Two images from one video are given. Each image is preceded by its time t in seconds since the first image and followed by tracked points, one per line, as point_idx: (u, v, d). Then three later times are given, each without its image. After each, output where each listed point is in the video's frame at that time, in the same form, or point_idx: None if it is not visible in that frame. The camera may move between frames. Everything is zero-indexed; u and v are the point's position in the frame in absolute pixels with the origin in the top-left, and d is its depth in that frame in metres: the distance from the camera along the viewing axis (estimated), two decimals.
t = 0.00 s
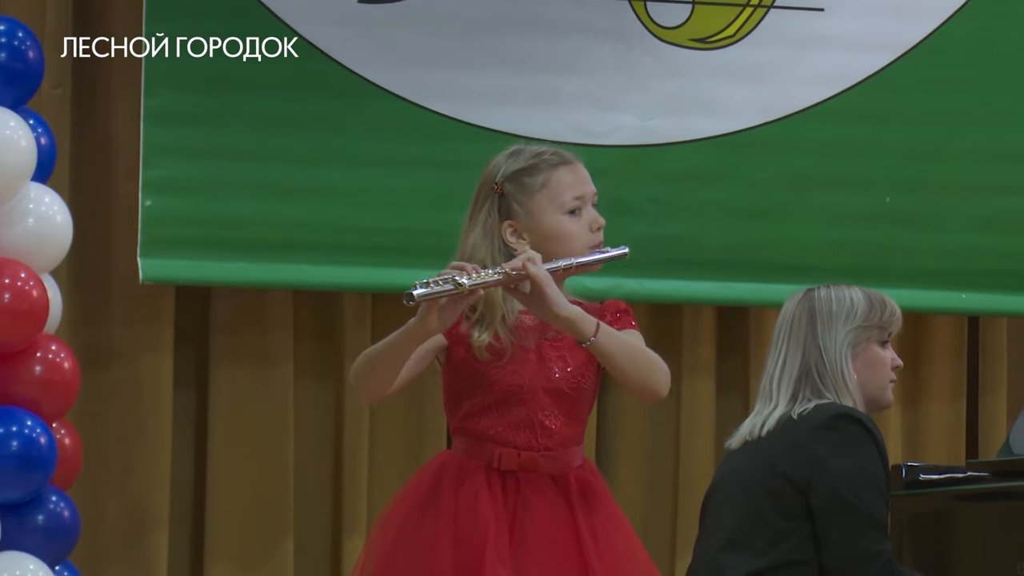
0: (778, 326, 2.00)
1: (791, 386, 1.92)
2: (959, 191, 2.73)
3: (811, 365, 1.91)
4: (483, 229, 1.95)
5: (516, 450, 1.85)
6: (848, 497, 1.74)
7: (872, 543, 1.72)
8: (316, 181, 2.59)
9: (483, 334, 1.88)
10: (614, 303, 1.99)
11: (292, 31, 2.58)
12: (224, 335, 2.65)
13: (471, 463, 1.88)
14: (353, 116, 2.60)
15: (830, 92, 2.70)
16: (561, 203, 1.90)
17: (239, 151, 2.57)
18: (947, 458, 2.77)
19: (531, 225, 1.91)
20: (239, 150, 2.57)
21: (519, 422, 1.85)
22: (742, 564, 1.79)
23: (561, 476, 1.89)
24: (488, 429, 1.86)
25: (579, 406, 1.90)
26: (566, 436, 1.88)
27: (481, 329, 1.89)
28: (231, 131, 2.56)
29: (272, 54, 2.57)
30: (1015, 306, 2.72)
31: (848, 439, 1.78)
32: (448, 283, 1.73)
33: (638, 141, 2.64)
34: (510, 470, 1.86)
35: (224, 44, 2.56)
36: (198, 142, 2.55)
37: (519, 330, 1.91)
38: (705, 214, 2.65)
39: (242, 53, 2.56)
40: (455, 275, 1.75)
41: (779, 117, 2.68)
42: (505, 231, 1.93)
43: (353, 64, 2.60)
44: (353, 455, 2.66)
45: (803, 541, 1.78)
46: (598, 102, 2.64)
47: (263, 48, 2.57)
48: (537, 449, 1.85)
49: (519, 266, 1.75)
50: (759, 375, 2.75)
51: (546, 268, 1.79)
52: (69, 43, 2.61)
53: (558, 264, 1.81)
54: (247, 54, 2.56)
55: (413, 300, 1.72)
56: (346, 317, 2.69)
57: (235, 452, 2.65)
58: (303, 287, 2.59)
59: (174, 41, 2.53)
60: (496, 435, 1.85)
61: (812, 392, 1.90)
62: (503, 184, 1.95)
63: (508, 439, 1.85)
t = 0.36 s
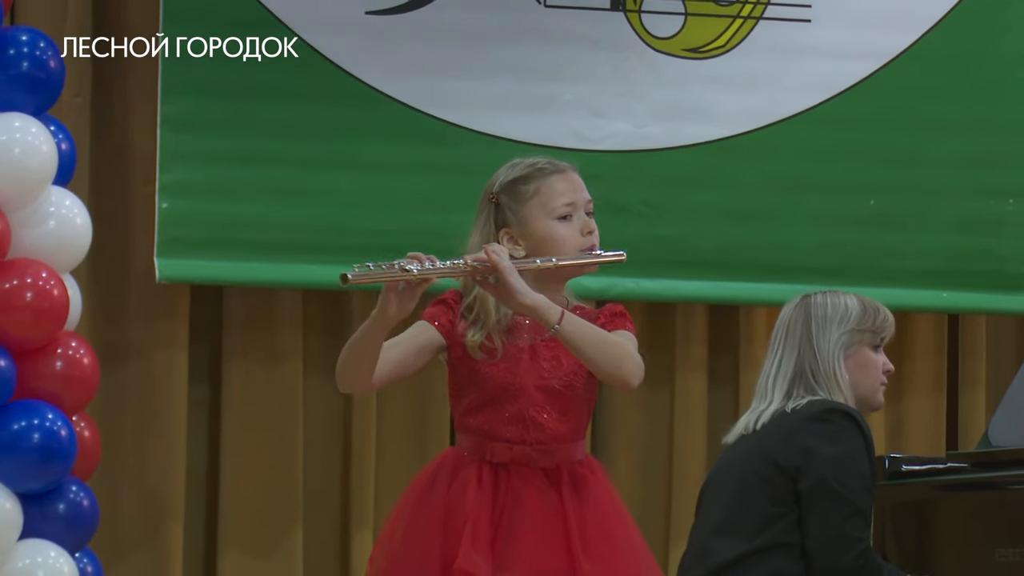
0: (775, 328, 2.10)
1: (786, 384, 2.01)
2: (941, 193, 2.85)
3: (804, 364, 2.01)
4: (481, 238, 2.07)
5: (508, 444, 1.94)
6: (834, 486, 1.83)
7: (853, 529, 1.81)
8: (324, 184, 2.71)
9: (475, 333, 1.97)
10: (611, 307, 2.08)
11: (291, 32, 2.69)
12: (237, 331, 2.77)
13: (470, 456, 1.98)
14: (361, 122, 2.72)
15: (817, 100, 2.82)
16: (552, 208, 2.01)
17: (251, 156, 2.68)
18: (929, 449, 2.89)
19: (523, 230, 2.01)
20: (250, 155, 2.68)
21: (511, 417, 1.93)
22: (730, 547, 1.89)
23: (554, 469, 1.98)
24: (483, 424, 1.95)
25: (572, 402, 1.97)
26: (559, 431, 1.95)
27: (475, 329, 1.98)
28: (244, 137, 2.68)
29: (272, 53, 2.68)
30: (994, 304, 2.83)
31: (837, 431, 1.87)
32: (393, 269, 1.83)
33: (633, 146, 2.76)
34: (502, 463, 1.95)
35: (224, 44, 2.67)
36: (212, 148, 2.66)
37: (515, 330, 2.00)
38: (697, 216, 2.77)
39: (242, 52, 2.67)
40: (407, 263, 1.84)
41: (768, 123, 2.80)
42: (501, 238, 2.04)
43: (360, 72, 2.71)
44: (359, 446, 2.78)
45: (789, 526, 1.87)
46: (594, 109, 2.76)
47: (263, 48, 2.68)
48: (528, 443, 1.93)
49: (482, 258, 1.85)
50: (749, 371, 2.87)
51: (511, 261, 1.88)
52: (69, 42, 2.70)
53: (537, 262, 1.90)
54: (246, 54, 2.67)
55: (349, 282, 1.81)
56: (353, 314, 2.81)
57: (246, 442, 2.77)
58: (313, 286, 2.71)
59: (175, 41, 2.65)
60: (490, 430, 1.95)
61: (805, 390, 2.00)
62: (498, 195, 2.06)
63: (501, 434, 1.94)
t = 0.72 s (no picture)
0: (773, 327, 2.22)
1: (781, 380, 2.15)
2: (924, 197, 2.97)
3: (799, 363, 2.14)
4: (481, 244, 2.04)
5: (501, 436, 1.85)
6: (823, 476, 1.97)
7: (839, 515, 1.97)
8: (333, 188, 2.83)
9: (470, 333, 1.91)
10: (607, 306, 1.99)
11: (291, 32, 2.81)
12: (249, 328, 2.89)
13: (466, 447, 1.89)
14: (367, 128, 2.84)
15: (806, 107, 2.94)
16: (541, 209, 1.97)
17: (262, 160, 2.81)
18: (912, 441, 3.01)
19: (515, 231, 1.98)
20: (263, 160, 2.81)
21: (504, 409, 1.85)
22: (718, 534, 2.05)
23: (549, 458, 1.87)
24: (478, 418, 1.88)
25: (568, 396, 1.88)
26: (553, 425, 1.86)
27: (471, 328, 1.92)
28: (256, 143, 2.80)
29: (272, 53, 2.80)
30: (975, 302, 2.96)
31: (827, 424, 2.01)
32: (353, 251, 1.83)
33: (628, 151, 2.88)
34: (497, 454, 1.86)
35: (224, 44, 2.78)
36: (226, 153, 2.79)
37: (512, 328, 1.92)
38: (689, 218, 2.90)
39: (243, 52, 2.79)
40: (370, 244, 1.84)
41: (757, 129, 2.92)
42: (498, 242, 2.01)
43: (366, 81, 2.83)
44: (365, 438, 2.90)
45: (778, 514, 2.03)
46: (591, 116, 2.88)
47: (263, 48, 2.80)
48: (522, 434, 1.84)
49: (451, 244, 1.81)
50: (739, 366, 2.99)
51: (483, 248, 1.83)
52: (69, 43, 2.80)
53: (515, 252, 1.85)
54: (247, 54, 2.79)
55: (303, 260, 1.84)
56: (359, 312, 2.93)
57: (257, 434, 2.89)
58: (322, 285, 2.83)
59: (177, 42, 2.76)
60: (485, 422, 1.87)
61: (799, 387, 2.13)
62: (493, 201, 2.04)
63: (494, 426, 1.86)
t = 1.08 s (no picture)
0: (772, 325, 2.37)
1: (777, 376, 2.29)
2: (907, 200, 3.10)
3: (795, 361, 2.29)
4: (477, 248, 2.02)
5: (503, 426, 1.86)
6: (814, 466, 2.11)
7: (829, 503, 2.10)
8: (341, 192, 2.95)
9: (469, 329, 1.91)
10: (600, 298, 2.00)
11: (291, 33, 2.93)
12: (260, 325, 3.02)
13: (469, 438, 1.90)
14: (373, 134, 2.96)
15: (794, 114, 3.07)
16: (535, 201, 1.96)
17: (273, 165, 2.93)
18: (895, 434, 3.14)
19: (510, 228, 1.96)
20: (273, 165, 2.93)
21: (503, 400, 1.86)
22: (712, 521, 2.18)
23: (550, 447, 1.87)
24: (479, 410, 1.89)
25: (566, 384, 1.88)
26: (552, 413, 1.86)
27: (471, 324, 1.92)
28: (267, 148, 2.93)
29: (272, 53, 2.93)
30: (956, 302, 3.09)
31: (819, 418, 2.15)
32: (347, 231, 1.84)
33: (624, 156, 3.00)
34: (499, 444, 1.87)
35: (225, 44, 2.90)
36: (239, 158, 2.91)
37: (510, 319, 1.92)
38: (682, 220, 3.02)
39: (242, 52, 2.91)
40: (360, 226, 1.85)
41: (748, 135, 3.05)
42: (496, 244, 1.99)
43: (372, 89, 2.96)
44: (370, 431, 3.03)
45: (771, 502, 2.16)
46: (588, 122, 3.00)
47: (263, 46, 2.92)
48: (522, 424, 1.85)
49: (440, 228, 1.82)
50: (729, 363, 3.12)
51: (472, 231, 1.84)
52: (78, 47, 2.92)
53: (509, 239, 1.85)
54: (247, 53, 2.91)
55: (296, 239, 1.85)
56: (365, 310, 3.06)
57: (268, 428, 3.02)
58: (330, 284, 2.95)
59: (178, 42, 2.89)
60: (486, 413, 1.88)
61: (792, 383, 2.28)
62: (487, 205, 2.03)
63: (495, 417, 1.87)
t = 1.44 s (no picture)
0: (774, 320, 2.49)
1: (777, 372, 2.42)
2: (892, 203, 3.22)
3: (796, 361, 2.42)
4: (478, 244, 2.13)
5: (511, 418, 1.97)
6: (811, 465, 2.26)
7: (828, 500, 2.25)
8: (349, 195, 3.08)
9: (477, 327, 2.00)
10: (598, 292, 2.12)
11: (291, 34, 3.05)
12: (271, 324, 3.14)
13: (477, 429, 2.01)
14: (380, 140, 3.09)
15: (783, 120, 3.19)
16: (534, 202, 2.07)
17: (283, 169, 3.06)
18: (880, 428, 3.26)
19: (509, 227, 2.07)
20: (283, 169, 3.06)
21: (512, 393, 1.96)
22: (705, 513, 2.34)
23: (555, 439, 1.99)
24: (487, 402, 1.99)
25: (571, 377, 1.98)
26: (558, 405, 1.97)
27: (478, 321, 2.02)
28: (278, 153, 3.05)
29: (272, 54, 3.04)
30: (938, 300, 3.22)
31: (809, 415, 2.30)
32: (376, 252, 1.91)
33: (620, 160, 3.13)
34: (507, 436, 1.98)
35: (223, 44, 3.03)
36: (251, 162, 3.04)
37: (515, 316, 2.02)
38: (676, 222, 3.15)
39: (242, 52, 3.02)
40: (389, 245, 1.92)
41: (739, 140, 3.17)
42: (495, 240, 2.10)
43: (378, 96, 3.08)
44: (377, 427, 3.16)
45: (765, 496, 2.32)
46: (586, 128, 3.13)
47: (262, 46, 3.04)
48: (530, 416, 1.96)
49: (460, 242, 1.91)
50: (721, 360, 3.25)
51: (490, 241, 1.93)
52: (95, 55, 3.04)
53: (520, 245, 1.95)
54: (246, 53, 3.03)
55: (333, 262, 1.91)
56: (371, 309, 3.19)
57: (280, 423, 3.15)
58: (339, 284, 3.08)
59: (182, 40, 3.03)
60: (495, 405, 1.98)
61: (790, 381, 2.41)
62: (487, 202, 2.13)
63: (504, 410, 1.97)
